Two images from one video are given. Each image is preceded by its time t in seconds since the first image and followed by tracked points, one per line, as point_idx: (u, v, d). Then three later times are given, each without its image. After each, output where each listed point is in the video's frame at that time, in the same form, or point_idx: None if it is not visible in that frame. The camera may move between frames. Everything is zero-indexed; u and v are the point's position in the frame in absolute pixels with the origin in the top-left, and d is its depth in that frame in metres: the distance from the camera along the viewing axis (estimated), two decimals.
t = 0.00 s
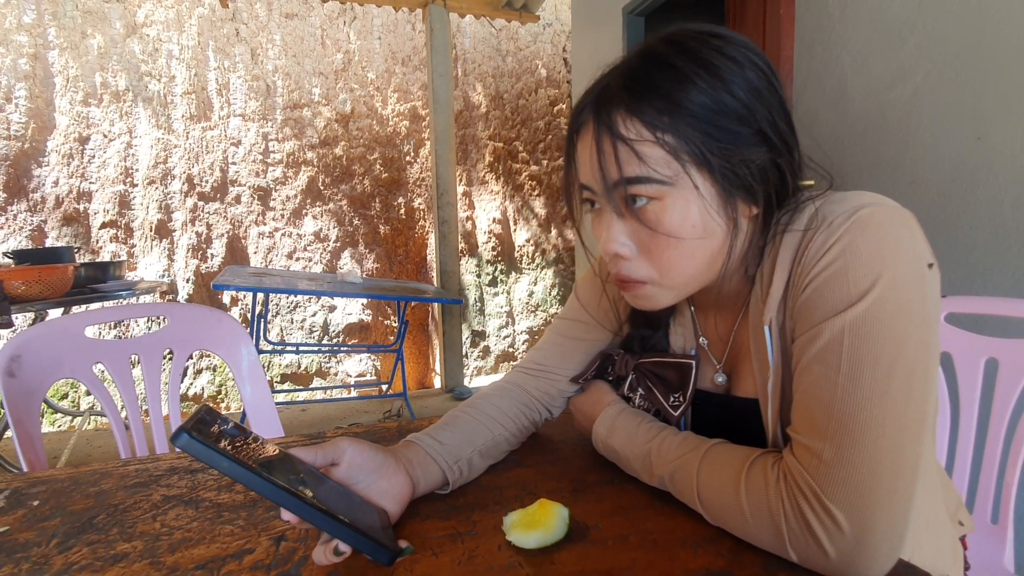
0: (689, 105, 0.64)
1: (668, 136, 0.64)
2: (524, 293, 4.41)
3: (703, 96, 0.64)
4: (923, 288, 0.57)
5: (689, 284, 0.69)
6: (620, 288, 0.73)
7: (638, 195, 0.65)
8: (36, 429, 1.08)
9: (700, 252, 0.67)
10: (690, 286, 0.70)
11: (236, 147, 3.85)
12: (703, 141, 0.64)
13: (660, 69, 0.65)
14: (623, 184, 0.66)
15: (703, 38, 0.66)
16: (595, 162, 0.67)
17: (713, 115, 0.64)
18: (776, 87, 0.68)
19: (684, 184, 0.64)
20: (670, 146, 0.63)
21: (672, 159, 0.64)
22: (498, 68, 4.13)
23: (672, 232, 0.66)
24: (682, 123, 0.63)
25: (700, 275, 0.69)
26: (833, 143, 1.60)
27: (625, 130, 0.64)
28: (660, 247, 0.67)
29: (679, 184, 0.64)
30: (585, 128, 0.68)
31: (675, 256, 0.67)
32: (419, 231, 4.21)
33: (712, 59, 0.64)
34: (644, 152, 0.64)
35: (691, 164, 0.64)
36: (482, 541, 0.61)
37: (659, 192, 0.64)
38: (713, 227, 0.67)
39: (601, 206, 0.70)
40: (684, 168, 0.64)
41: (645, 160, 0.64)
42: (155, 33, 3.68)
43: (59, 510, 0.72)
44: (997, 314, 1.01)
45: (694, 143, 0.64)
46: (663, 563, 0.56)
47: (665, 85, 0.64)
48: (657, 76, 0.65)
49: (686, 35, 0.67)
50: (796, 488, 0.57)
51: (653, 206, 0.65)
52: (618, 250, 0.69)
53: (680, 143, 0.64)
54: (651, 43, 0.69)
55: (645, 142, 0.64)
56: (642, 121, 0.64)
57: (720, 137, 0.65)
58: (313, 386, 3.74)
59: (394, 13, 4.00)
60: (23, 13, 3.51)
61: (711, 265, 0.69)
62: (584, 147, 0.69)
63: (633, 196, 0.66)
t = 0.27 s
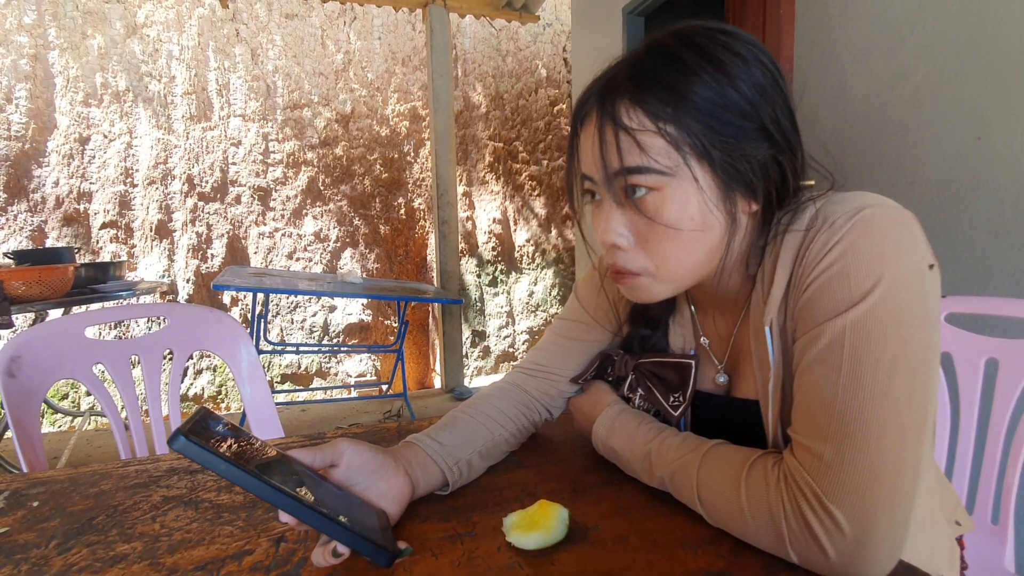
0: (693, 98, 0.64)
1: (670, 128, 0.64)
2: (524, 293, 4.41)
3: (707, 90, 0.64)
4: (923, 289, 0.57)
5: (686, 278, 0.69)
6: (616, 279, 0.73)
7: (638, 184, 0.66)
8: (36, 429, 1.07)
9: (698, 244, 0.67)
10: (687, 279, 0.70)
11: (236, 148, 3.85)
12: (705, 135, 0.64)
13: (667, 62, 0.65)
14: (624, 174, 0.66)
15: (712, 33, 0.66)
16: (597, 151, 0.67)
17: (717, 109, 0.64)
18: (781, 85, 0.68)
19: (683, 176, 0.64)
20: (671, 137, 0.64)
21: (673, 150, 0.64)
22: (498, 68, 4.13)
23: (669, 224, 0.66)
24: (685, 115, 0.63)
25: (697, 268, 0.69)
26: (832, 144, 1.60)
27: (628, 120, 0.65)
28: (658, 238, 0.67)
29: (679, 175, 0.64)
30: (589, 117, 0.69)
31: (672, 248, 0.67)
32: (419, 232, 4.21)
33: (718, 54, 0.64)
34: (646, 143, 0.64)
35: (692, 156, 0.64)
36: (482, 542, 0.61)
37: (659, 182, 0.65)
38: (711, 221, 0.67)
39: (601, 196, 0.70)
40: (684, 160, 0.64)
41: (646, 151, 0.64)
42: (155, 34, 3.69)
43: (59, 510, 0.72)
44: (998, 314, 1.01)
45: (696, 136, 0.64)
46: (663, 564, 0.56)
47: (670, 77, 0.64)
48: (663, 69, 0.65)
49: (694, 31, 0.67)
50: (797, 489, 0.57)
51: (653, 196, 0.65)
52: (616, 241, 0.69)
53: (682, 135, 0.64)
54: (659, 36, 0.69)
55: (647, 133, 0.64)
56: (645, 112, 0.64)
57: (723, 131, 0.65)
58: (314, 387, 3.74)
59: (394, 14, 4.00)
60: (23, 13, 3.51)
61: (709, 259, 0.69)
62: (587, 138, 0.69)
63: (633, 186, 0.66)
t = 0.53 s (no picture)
0: (685, 93, 0.64)
1: (661, 121, 0.64)
2: (524, 293, 4.41)
3: (700, 87, 0.64)
4: (915, 289, 0.57)
5: (671, 268, 0.69)
6: (603, 269, 0.73)
7: (626, 174, 0.66)
8: (36, 430, 1.07)
9: (683, 235, 0.67)
10: (672, 271, 0.69)
11: (236, 148, 3.84)
12: (695, 130, 0.64)
13: (661, 58, 0.66)
14: (613, 164, 0.66)
15: (709, 32, 0.66)
16: (588, 141, 0.68)
17: (707, 104, 0.64)
18: (772, 81, 0.68)
19: (670, 168, 0.65)
20: (660, 129, 0.64)
21: (661, 142, 0.64)
22: (498, 68, 4.13)
23: (656, 214, 0.66)
24: (676, 109, 0.64)
25: (682, 258, 0.69)
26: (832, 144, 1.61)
27: (619, 111, 0.65)
28: (643, 227, 0.67)
29: (665, 166, 0.65)
30: (582, 109, 0.70)
31: (658, 238, 0.67)
32: (419, 232, 4.21)
33: (710, 50, 0.64)
34: (635, 134, 0.64)
35: (679, 148, 0.65)
36: (482, 543, 0.61)
37: (646, 173, 0.65)
38: (696, 214, 0.67)
39: (592, 187, 0.71)
40: (673, 152, 0.65)
41: (634, 141, 0.65)
42: (154, 34, 3.68)
43: (59, 511, 0.71)
44: (998, 314, 1.01)
45: (683, 128, 0.64)
46: (663, 565, 0.56)
47: (662, 72, 0.65)
48: (657, 64, 0.66)
49: (690, 28, 0.67)
50: (795, 491, 0.57)
51: (640, 186, 0.66)
52: (604, 229, 0.69)
53: (671, 128, 0.64)
54: (657, 33, 0.69)
55: (636, 124, 0.64)
56: (636, 103, 0.65)
57: (711, 124, 0.65)
58: (314, 387, 3.74)
59: (394, 13, 4.00)
60: (23, 14, 3.51)
61: (694, 250, 0.69)
62: (580, 128, 0.70)
63: (621, 176, 0.66)
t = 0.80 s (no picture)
0: (670, 91, 0.66)
1: (645, 117, 0.66)
2: (524, 293, 4.41)
3: (686, 85, 0.65)
4: (894, 288, 0.57)
5: (650, 257, 0.72)
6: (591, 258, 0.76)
7: (612, 170, 0.68)
8: (36, 430, 1.07)
9: (662, 225, 0.69)
10: (651, 260, 0.72)
11: (236, 148, 3.84)
12: (678, 127, 0.66)
13: (650, 57, 0.67)
14: (599, 158, 0.69)
15: (699, 34, 0.67)
16: (578, 135, 0.71)
17: (689, 101, 0.65)
18: (753, 76, 0.69)
19: (652, 162, 0.67)
20: (644, 126, 0.66)
21: (644, 137, 0.66)
22: (498, 68, 4.13)
23: (638, 206, 0.68)
24: (660, 107, 0.66)
25: (661, 248, 0.71)
26: (834, 142, 1.65)
27: (607, 107, 0.68)
28: (625, 218, 0.69)
29: (647, 161, 0.67)
30: (573, 102, 0.72)
31: (639, 229, 0.69)
32: (419, 232, 4.21)
33: (697, 49, 0.66)
34: (620, 129, 0.67)
35: (660, 143, 0.66)
36: (482, 543, 0.61)
37: (629, 167, 0.67)
38: (677, 206, 0.69)
39: (583, 179, 0.73)
40: (655, 148, 0.67)
41: (619, 136, 0.67)
42: (154, 34, 3.68)
43: (59, 512, 0.71)
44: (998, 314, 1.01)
45: (664, 123, 0.66)
46: (663, 565, 0.56)
47: (648, 69, 0.67)
48: (647, 63, 0.68)
49: (680, 30, 0.68)
50: (789, 494, 0.57)
51: (624, 179, 0.68)
52: (590, 219, 0.72)
53: (655, 125, 0.66)
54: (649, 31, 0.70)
55: (621, 120, 0.67)
56: (623, 100, 0.67)
57: (691, 119, 0.66)
58: (314, 387, 3.73)
59: (393, 14, 4.00)
60: (23, 14, 3.51)
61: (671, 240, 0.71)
62: (571, 124, 0.73)
63: (607, 170, 0.69)
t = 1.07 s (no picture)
0: (655, 74, 0.75)
1: (634, 92, 0.76)
2: (524, 293, 4.40)
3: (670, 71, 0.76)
4: (879, 287, 0.57)
5: (633, 212, 0.75)
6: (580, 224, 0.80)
7: (604, 135, 0.76)
8: (38, 430, 1.08)
9: (643, 181, 0.74)
10: (634, 215, 0.76)
11: (236, 148, 3.84)
12: (661, 99, 0.74)
13: (641, 57, 0.79)
14: (592, 129, 0.77)
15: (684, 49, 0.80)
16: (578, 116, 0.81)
17: (670, 81, 0.74)
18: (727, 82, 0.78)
19: (636, 124, 0.74)
20: (632, 97, 0.75)
21: (630, 106, 0.75)
22: (498, 68, 4.13)
23: (622, 158, 0.74)
24: (646, 83, 0.75)
25: (644, 205, 0.75)
26: (834, 143, 1.66)
27: (603, 89, 0.78)
28: (610, 171, 0.74)
29: (632, 124, 0.74)
30: (575, 99, 0.84)
31: (623, 181, 0.74)
32: (420, 232, 4.21)
33: (680, 53, 0.77)
34: (611, 102, 0.76)
35: (643, 110, 0.74)
36: (483, 542, 0.61)
37: (616, 128, 0.75)
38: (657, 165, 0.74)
39: (580, 157, 0.81)
40: (640, 114, 0.74)
41: (610, 106, 0.76)
42: (154, 34, 3.69)
43: (60, 511, 0.72)
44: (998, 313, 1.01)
45: (646, 95, 0.75)
46: (664, 564, 0.56)
47: (638, 62, 0.78)
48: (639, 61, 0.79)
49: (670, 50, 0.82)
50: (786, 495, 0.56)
51: (612, 140, 0.75)
52: (581, 182, 0.78)
53: (642, 97, 0.75)
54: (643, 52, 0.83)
55: (613, 95, 0.77)
56: (617, 82, 0.77)
57: (670, 94, 0.74)
58: (314, 387, 3.73)
59: (393, 14, 4.00)
60: (23, 14, 3.51)
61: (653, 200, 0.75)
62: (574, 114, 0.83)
63: (599, 137, 0.76)
